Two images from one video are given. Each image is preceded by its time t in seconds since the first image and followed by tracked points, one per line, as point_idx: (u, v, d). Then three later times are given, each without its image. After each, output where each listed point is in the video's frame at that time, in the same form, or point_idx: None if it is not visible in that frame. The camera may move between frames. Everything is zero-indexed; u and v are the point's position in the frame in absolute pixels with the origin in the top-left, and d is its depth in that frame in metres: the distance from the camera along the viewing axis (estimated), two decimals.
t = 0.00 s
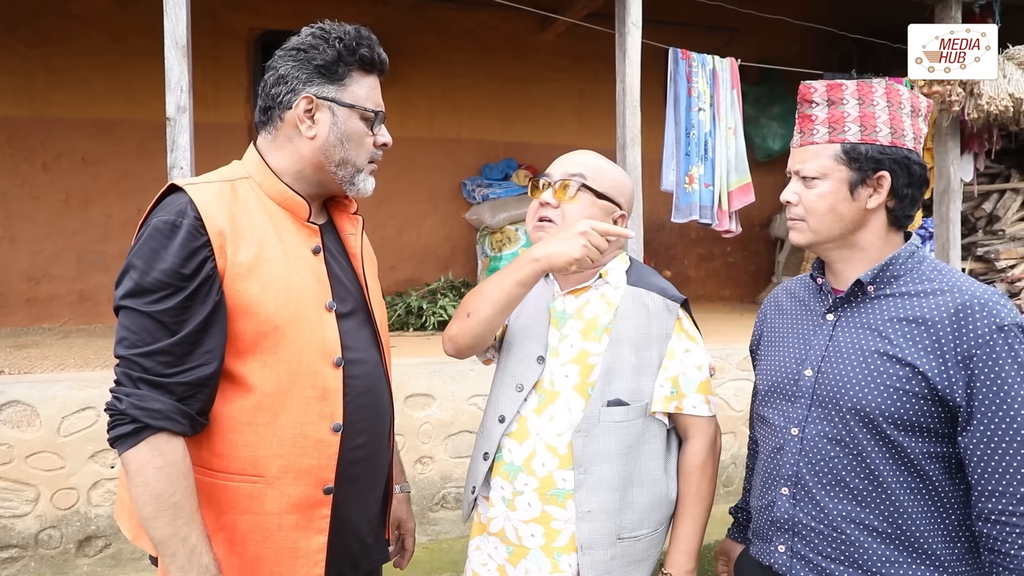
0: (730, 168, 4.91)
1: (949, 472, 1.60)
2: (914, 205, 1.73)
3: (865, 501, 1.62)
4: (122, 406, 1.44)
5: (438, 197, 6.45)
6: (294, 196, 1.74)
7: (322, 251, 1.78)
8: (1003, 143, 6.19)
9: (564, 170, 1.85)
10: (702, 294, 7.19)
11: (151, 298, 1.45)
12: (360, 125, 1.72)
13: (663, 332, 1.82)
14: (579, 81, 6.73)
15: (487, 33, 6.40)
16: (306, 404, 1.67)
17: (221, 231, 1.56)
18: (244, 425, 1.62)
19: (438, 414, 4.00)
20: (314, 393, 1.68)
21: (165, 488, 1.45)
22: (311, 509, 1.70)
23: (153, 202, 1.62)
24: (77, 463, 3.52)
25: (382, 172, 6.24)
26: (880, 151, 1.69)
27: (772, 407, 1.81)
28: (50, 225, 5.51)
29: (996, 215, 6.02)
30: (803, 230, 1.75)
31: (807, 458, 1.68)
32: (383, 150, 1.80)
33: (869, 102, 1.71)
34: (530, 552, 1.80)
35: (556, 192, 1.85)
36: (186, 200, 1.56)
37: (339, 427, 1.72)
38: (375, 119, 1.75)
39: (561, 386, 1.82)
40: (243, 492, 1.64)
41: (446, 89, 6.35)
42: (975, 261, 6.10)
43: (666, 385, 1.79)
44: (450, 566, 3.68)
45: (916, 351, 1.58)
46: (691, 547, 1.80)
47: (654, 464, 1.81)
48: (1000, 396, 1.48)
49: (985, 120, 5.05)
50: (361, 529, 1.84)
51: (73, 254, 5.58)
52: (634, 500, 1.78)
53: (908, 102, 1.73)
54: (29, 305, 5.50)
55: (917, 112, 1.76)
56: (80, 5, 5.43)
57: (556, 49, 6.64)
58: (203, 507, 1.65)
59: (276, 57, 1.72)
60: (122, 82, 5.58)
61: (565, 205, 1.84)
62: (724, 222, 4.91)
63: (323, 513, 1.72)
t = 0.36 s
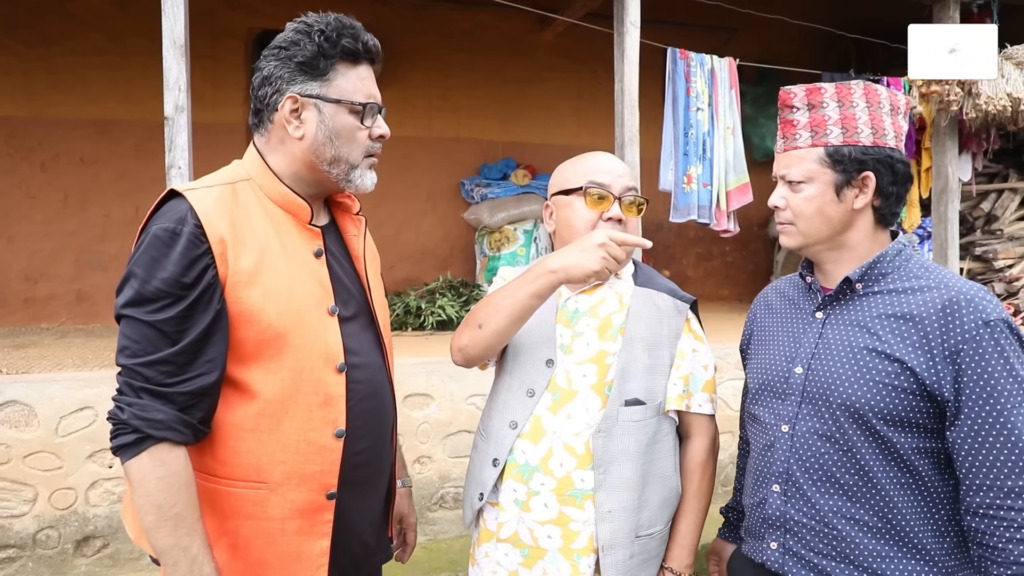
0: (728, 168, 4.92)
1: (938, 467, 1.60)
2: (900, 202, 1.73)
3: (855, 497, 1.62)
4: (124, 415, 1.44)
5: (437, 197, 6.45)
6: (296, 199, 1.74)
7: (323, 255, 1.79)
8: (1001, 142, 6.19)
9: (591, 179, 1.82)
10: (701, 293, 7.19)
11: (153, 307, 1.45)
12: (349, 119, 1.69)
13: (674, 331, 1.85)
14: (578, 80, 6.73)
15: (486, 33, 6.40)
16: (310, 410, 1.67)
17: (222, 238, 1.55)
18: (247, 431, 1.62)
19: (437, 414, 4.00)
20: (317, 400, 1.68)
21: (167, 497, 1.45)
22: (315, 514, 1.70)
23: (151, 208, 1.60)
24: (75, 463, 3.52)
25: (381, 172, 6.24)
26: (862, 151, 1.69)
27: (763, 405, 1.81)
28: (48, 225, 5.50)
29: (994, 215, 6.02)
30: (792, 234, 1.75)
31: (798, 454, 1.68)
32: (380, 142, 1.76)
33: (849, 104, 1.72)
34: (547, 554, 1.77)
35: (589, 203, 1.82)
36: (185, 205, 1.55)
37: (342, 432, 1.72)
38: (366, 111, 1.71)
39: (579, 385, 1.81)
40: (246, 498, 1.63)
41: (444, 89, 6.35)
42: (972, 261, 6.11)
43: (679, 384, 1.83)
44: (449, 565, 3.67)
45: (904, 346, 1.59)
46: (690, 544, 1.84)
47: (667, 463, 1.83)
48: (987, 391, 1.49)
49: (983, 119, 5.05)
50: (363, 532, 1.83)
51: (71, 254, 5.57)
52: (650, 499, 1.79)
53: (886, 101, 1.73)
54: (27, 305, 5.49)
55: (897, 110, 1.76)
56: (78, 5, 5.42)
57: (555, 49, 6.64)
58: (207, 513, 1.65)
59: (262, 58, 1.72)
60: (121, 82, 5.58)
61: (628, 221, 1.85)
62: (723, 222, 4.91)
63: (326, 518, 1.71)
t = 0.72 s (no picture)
0: (728, 168, 4.92)
1: (933, 464, 1.60)
2: (888, 200, 1.74)
3: (852, 494, 1.62)
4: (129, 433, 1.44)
5: (436, 197, 6.45)
6: (300, 206, 1.74)
7: (328, 263, 1.78)
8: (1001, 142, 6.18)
9: (594, 182, 1.82)
10: (700, 293, 7.19)
11: (155, 326, 1.45)
12: (354, 125, 1.68)
13: (675, 330, 1.86)
14: (577, 80, 6.73)
15: (485, 33, 6.40)
16: (313, 424, 1.66)
17: (224, 254, 1.54)
18: (252, 446, 1.62)
19: (436, 415, 4.00)
20: (321, 415, 1.67)
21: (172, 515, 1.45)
22: (318, 525, 1.70)
23: (152, 220, 1.59)
24: (74, 463, 3.51)
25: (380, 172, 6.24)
26: (850, 154, 1.69)
27: (758, 405, 1.81)
28: (47, 225, 5.50)
29: (994, 215, 6.02)
30: (788, 240, 1.75)
31: (795, 453, 1.68)
32: (387, 145, 1.75)
33: (832, 108, 1.72)
34: (550, 557, 1.76)
35: (593, 207, 1.81)
36: (186, 220, 1.54)
37: (346, 445, 1.71)
38: (370, 115, 1.70)
39: (581, 385, 1.82)
40: (250, 510, 1.64)
41: (444, 88, 6.34)
42: (972, 261, 6.11)
43: (681, 382, 1.83)
44: (448, 566, 3.67)
45: (899, 343, 1.59)
46: (695, 543, 1.84)
47: (671, 461, 1.83)
48: (980, 386, 1.49)
49: (983, 119, 5.03)
50: (367, 539, 1.83)
51: (70, 254, 5.57)
52: (654, 497, 1.79)
53: (867, 102, 1.74)
54: (26, 305, 5.49)
55: (877, 109, 1.77)
56: (77, 5, 5.41)
57: (554, 49, 6.63)
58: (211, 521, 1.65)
59: (260, 61, 1.70)
60: (120, 82, 5.57)
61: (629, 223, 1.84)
62: (722, 222, 4.91)
63: (330, 528, 1.71)
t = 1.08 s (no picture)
0: (728, 167, 4.91)
1: (932, 459, 1.61)
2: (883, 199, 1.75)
3: (854, 492, 1.61)
4: (133, 432, 1.44)
5: (436, 196, 6.45)
6: (304, 206, 1.73)
7: (332, 264, 1.77)
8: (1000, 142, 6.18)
9: (591, 184, 1.81)
10: (700, 292, 7.19)
11: (160, 325, 1.45)
12: (360, 125, 1.67)
13: (670, 330, 1.84)
14: (577, 80, 6.72)
15: (485, 32, 6.39)
16: (315, 425, 1.66)
17: (229, 254, 1.54)
18: (254, 446, 1.61)
19: (435, 414, 4.00)
20: (323, 416, 1.67)
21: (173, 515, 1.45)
22: (320, 526, 1.69)
23: (156, 218, 1.58)
24: (73, 463, 3.51)
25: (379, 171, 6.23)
26: (851, 155, 1.69)
27: (756, 405, 1.79)
28: (46, 225, 5.50)
29: (994, 214, 6.02)
30: (791, 243, 1.73)
31: (795, 451, 1.67)
32: (391, 145, 1.75)
33: (829, 109, 1.72)
34: (548, 556, 1.76)
35: (591, 208, 1.80)
36: (191, 220, 1.53)
37: (348, 446, 1.70)
38: (376, 115, 1.69)
39: (576, 384, 1.82)
40: (253, 511, 1.63)
41: (444, 88, 6.34)
42: (972, 260, 6.11)
43: (675, 381, 1.81)
44: (448, 565, 3.66)
45: (898, 340, 1.60)
46: (687, 542, 1.83)
47: (665, 460, 1.82)
48: (978, 380, 1.50)
49: (983, 119, 5.02)
50: (369, 539, 1.82)
51: (69, 254, 5.56)
52: (649, 497, 1.79)
53: (858, 103, 1.76)
54: (25, 305, 5.49)
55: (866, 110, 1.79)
56: (77, 4, 5.41)
57: (554, 48, 6.63)
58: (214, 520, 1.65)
59: (266, 60, 1.69)
60: (119, 82, 5.57)
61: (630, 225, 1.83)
62: (722, 221, 4.91)
63: (332, 529, 1.70)
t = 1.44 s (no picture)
0: (727, 167, 4.91)
1: (933, 465, 1.60)
2: (889, 199, 1.73)
3: (854, 494, 1.61)
4: (139, 422, 1.43)
5: (435, 196, 6.44)
6: (306, 202, 1.72)
7: (333, 258, 1.77)
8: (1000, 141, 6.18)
9: (596, 185, 1.81)
10: (700, 292, 7.19)
11: (166, 314, 1.44)
12: (366, 122, 1.68)
13: (672, 331, 1.83)
14: (576, 79, 6.72)
15: (484, 32, 6.39)
16: (319, 416, 1.65)
17: (234, 245, 1.53)
18: (258, 438, 1.61)
19: (434, 414, 4.00)
20: (327, 407, 1.66)
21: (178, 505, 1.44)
22: (324, 519, 1.69)
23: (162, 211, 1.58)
24: (72, 463, 3.50)
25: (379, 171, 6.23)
26: (849, 154, 1.68)
27: (759, 404, 1.79)
28: (45, 225, 5.49)
29: (994, 214, 6.02)
30: (788, 239, 1.74)
31: (797, 453, 1.67)
32: (394, 144, 1.75)
33: (832, 108, 1.70)
34: (554, 560, 1.77)
35: (596, 210, 1.80)
36: (198, 212, 1.53)
37: (352, 438, 1.71)
38: (382, 113, 1.70)
39: (580, 389, 1.81)
40: (257, 503, 1.63)
41: (443, 88, 6.34)
42: (972, 260, 6.10)
43: (678, 383, 1.81)
44: (447, 565, 3.65)
45: (903, 345, 1.59)
46: (684, 539, 1.84)
47: (668, 461, 1.82)
48: (983, 389, 1.49)
49: (982, 118, 5.01)
50: (371, 534, 1.82)
51: (69, 254, 5.56)
52: (653, 499, 1.79)
53: (867, 101, 1.72)
54: (25, 305, 5.48)
55: (878, 108, 1.75)
56: (76, 4, 5.40)
57: (553, 47, 6.62)
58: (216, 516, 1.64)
59: (274, 57, 1.68)
60: (118, 81, 5.56)
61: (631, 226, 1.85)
62: (722, 221, 4.90)
63: (335, 521, 1.70)
